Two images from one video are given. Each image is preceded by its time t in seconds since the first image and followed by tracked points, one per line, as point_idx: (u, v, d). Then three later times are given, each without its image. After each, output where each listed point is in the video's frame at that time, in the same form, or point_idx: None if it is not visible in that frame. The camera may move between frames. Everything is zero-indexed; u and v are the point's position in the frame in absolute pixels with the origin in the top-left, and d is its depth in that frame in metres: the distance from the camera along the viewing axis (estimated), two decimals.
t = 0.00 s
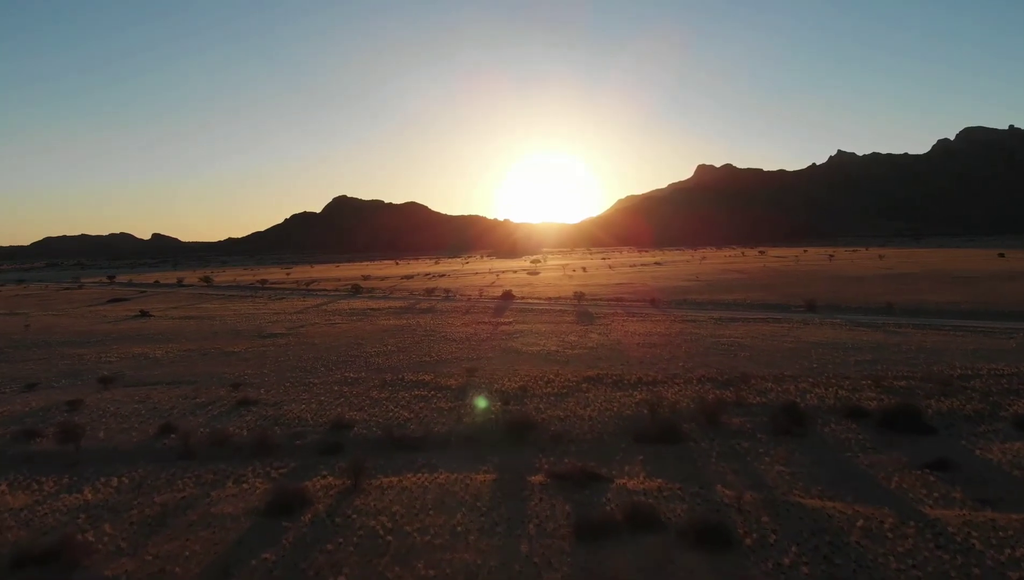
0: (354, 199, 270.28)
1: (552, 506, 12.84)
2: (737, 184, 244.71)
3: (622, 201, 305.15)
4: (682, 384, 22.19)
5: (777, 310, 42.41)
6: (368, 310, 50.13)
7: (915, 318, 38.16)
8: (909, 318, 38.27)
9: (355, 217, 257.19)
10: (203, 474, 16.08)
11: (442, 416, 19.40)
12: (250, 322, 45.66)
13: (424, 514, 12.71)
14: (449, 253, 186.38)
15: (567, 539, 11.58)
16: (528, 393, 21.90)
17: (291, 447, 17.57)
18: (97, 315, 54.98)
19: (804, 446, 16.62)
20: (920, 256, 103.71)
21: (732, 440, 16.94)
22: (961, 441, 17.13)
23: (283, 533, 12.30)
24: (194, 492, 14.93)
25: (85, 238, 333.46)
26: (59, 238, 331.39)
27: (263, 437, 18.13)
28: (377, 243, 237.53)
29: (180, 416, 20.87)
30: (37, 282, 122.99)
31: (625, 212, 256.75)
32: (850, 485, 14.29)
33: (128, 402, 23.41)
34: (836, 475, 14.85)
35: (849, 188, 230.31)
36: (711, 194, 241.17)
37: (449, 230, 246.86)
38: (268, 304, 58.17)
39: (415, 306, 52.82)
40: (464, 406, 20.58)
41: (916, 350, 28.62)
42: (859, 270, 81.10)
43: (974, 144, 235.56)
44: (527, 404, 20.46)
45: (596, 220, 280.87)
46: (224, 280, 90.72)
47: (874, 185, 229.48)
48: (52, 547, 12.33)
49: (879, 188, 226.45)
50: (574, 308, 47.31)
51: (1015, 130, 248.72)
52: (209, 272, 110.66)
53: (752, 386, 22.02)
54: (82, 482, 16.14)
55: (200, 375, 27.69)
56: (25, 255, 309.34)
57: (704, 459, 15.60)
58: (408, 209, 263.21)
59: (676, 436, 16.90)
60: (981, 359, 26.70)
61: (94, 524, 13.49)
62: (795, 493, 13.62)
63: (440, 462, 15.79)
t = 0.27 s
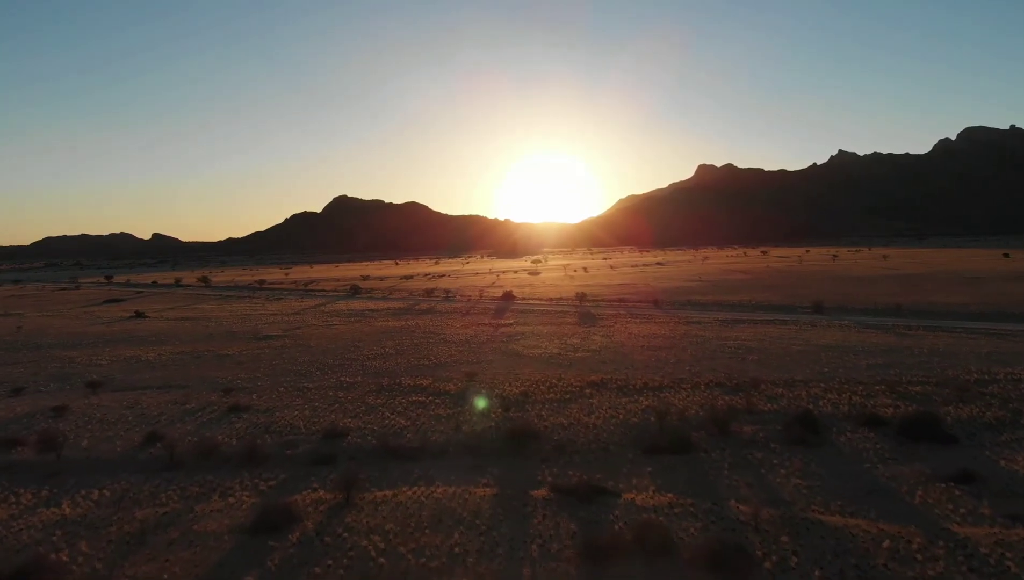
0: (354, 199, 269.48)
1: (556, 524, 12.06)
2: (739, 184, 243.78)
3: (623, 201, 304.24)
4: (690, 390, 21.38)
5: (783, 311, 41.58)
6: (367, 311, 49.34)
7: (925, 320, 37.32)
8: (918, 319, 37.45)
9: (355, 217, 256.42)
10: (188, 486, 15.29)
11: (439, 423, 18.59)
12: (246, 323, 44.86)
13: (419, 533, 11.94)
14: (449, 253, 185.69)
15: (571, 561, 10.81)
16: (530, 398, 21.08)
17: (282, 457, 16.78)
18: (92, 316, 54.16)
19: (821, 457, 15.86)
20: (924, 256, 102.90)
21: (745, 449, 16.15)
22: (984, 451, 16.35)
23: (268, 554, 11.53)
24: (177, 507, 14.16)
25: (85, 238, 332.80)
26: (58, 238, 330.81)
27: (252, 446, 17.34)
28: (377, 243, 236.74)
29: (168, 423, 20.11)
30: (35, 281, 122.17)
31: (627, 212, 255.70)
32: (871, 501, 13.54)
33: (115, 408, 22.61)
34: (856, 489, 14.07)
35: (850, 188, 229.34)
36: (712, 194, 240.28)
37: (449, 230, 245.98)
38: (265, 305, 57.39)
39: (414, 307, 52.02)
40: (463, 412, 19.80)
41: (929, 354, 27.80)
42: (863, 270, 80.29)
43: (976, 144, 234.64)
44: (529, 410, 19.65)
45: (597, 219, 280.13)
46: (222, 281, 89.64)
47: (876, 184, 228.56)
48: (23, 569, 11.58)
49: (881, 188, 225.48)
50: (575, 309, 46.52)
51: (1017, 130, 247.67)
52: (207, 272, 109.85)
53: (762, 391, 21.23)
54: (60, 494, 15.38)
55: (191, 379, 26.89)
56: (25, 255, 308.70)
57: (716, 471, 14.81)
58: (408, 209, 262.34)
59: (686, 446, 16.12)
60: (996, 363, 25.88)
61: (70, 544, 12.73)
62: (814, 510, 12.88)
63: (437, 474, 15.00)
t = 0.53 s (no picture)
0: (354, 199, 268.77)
1: (559, 543, 11.40)
2: (740, 184, 242.86)
3: (624, 201, 303.44)
4: (697, 395, 20.68)
5: (788, 312, 40.87)
6: (365, 312, 48.65)
7: (934, 321, 36.56)
8: (926, 321, 36.74)
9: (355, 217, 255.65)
10: (173, 499, 14.63)
11: (437, 430, 17.91)
12: (243, 325, 44.17)
13: (415, 552, 11.27)
14: (450, 254, 185.08)
15: None
16: (532, 403, 20.39)
17: (273, 467, 16.11)
18: (86, 317, 53.42)
19: (836, 466, 15.19)
20: (928, 256, 102.08)
21: (756, 458, 15.48)
22: (1005, 461, 15.68)
23: (254, 575, 10.87)
24: (161, 521, 13.49)
25: (85, 238, 332.21)
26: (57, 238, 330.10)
27: (243, 455, 16.68)
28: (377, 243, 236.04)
29: (156, 430, 19.42)
30: (31, 282, 121.37)
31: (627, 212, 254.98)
32: (891, 516, 12.88)
33: (104, 414, 21.92)
34: (875, 503, 13.41)
35: (852, 188, 228.57)
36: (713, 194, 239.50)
37: (450, 230, 245.27)
38: (263, 306, 56.69)
39: (413, 308, 51.32)
40: (463, 417, 19.13)
41: (941, 357, 27.06)
42: (866, 270, 79.42)
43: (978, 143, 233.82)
44: (530, 416, 18.95)
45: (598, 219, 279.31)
46: (220, 281, 88.93)
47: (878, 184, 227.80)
48: None
49: (882, 187, 224.71)
50: (577, 310, 45.82)
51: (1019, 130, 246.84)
52: (206, 272, 109.13)
53: (771, 397, 20.53)
54: (41, 506, 14.71)
55: (183, 383, 26.22)
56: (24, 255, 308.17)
57: (727, 483, 14.14)
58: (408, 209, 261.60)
59: (695, 455, 15.45)
60: (1010, 366, 25.19)
61: (46, 563, 12.08)
62: (832, 526, 12.21)
63: (434, 485, 14.32)
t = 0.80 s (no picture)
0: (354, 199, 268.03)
1: (565, 566, 10.66)
2: (742, 183, 241.95)
3: (624, 202, 302.66)
4: (705, 402, 19.87)
5: (794, 314, 40.07)
6: (363, 313, 47.85)
7: (944, 323, 35.73)
8: (937, 323, 35.92)
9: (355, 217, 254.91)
10: (155, 514, 13.86)
11: (435, 439, 17.10)
12: (239, 326, 43.40)
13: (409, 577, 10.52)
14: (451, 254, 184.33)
15: None
16: (533, 409, 19.59)
17: (262, 479, 15.33)
18: (80, 318, 52.63)
19: (856, 480, 14.43)
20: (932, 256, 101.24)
21: (771, 472, 14.74)
22: None
23: None
24: (142, 540, 12.73)
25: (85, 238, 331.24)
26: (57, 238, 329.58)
27: (230, 467, 15.89)
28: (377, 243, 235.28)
29: (143, 439, 18.66)
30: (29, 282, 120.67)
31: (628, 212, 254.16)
32: (917, 535, 12.12)
33: (90, 420, 21.14)
34: (899, 521, 12.64)
35: (854, 188, 227.69)
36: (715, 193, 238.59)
37: (450, 230, 244.49)
38: (260, 307, 55.91)
39: (412, 309, 50.54)
40: (462, 425, 18.36)
41: (956, 361, 26.21)
42: (871, 271, 78.57)
43: (981, 143, 232.92)
44: (532, 423, 18.13)
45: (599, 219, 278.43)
46: (218, 281, 88.19)
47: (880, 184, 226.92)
48: None
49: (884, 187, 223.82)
50: (578, 311, 45.03)
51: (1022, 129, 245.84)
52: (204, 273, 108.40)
53: (783, 404, 19.74)
54: (15, 522, 13.94)
55: (174, 388, 25.42)
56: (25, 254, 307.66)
57: (742, 499, 13.38)
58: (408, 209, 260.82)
59: (707, 467, 14.69)
60: None
61: None
62: (856, 547, 11.46)
63: (430, 500, 13.55)
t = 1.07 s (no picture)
0: (354, 199, 267.29)
1: None
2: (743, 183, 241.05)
3: (625, 202, 301.83)
4: (715, 410, 19.05)
5: (800, 316, 39.24)
6: (362, 314, 47.06)
7: (955, 325, 34.87)
8: (947, 325, 35.09)
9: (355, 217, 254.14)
10: (134, 531, 13.06)
11: (432, 449, 16.30)
12: (234, 328, 42.62)
13: None
14: (452, 254, 183.49)
15: None
16: (535, 415, 18.78)
17: (249, 493, 14.53)
18: (74, 320, 51.78)
19: (877, 496, 13.67)
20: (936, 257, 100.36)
21: (787, 486, 13.97)
22: None
23: None
24: (118, 561, 11.92)
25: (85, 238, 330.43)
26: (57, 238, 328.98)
27: (216, 480, 15.09)
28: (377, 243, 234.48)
29: (127, 449, 17.85)
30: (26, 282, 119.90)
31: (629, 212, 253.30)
32: (947, 556, 11.34)
33: (74, 428, 20.33)
34: (927, 541, 11.84)
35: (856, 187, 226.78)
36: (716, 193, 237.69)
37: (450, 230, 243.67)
38: (257, 308, 55.08)
39: (411, 310, 49.73)
40: (461, 433, 17.56)
41: (971, 365, 25.38)
42: (876, 271, 77.70)
43: (983, 143, 231.94)
44: (534, 431, 17.32)
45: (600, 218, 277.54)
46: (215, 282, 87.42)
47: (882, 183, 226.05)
48: None
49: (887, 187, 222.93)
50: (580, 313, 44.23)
51: None
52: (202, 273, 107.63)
53: (795, 411, 18.92)
54: None
55: (163, 393, 24.60)
56: (25, 254, 306.86)
57: (758, 515, 12.59)
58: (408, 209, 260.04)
59: (720, 481, 13.92)
60: None
61: None
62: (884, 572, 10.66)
63: (427, 517, 12.75)
